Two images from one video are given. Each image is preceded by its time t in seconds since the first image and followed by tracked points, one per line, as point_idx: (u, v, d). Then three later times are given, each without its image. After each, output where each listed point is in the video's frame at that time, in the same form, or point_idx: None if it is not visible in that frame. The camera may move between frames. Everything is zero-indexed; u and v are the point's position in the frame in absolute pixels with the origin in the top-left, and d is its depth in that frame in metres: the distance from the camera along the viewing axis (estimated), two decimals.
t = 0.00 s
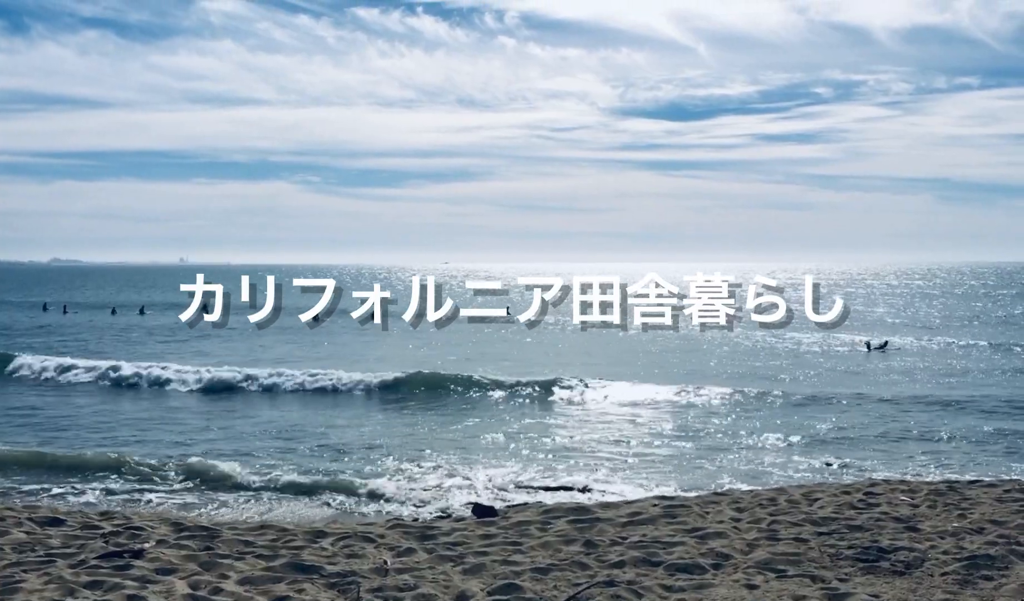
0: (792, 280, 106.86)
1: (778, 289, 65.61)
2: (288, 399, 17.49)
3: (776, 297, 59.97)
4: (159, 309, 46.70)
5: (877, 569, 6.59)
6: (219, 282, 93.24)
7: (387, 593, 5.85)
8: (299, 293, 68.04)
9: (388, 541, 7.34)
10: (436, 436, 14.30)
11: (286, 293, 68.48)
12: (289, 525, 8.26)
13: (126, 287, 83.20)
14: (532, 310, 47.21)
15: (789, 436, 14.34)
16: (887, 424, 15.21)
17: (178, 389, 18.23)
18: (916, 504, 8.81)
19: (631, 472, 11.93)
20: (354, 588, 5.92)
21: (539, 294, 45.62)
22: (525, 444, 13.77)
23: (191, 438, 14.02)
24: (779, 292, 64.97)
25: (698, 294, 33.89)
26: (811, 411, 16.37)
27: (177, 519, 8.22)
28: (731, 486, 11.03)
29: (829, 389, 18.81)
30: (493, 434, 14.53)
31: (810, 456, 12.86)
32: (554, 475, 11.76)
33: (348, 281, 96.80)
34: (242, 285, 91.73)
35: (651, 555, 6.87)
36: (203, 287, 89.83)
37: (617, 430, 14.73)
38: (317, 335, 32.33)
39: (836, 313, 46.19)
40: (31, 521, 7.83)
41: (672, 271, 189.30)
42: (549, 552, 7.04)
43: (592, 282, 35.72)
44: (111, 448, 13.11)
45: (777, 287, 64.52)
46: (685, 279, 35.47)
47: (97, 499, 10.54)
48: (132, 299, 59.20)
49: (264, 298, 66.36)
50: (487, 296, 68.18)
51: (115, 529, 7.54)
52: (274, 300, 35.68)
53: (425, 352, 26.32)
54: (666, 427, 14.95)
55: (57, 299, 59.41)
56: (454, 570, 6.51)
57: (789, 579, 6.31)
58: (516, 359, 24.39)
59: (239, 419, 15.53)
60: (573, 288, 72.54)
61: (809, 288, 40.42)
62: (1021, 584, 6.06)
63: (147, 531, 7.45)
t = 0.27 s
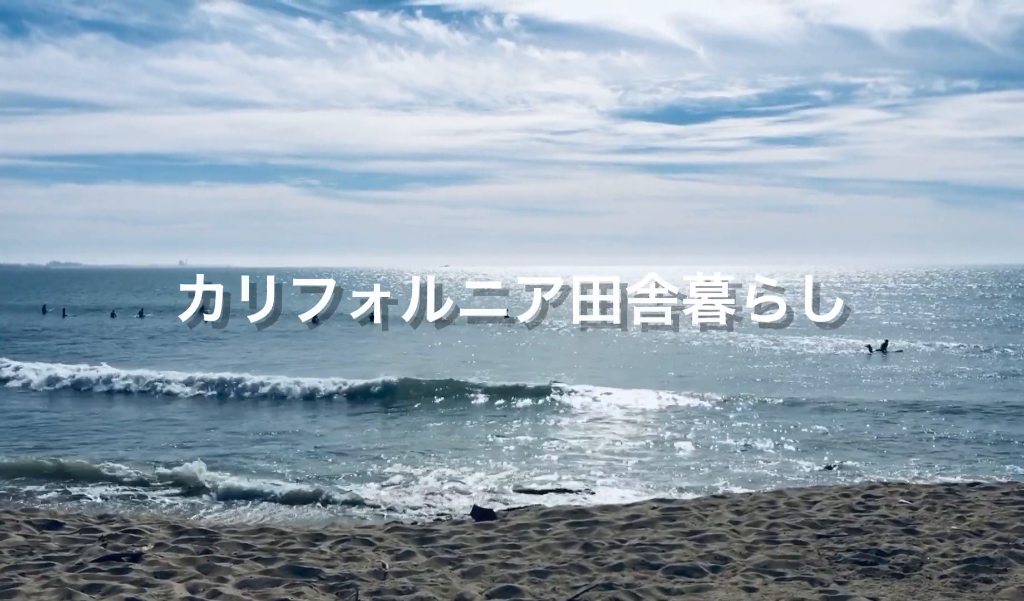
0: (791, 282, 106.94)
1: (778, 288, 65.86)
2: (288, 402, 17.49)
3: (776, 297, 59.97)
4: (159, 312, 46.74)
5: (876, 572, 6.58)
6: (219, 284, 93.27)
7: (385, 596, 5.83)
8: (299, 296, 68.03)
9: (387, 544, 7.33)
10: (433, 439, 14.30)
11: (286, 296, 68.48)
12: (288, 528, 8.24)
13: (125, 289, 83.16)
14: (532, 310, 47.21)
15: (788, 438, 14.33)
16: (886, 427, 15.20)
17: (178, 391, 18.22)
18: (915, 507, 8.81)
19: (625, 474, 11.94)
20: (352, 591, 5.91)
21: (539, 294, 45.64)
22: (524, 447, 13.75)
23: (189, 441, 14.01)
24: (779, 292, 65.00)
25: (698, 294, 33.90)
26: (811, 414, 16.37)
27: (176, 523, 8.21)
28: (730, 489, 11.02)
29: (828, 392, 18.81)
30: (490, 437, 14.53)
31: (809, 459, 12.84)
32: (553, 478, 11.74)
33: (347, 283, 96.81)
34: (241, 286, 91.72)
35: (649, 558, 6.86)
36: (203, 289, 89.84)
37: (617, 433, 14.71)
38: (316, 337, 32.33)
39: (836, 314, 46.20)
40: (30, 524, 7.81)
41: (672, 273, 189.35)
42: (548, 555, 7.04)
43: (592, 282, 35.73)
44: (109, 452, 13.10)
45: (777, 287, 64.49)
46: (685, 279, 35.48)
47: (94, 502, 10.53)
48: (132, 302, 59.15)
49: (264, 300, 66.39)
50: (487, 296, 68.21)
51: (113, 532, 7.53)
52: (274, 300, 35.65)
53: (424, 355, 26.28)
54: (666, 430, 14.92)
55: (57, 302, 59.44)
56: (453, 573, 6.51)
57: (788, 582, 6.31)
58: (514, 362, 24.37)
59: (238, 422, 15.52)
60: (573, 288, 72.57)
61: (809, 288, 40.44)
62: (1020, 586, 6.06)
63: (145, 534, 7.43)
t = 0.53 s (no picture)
0: (791, 282, 107.04)
1: (778, 288, 65.92)
2: (286, 404, 17.47)
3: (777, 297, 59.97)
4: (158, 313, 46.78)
5: (873, 574, 6.59)
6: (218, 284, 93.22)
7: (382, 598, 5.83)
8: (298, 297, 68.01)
9: (385, 546, 7.33)
10: (430, 441, 14.29)
11: (286, 297, 68.46)
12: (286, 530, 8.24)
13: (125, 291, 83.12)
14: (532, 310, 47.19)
15: (787, 441, 14.32)
16: (885, 429, 15.20)
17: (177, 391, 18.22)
18: (913, 510, 8.82)
19: (621, 476, 11.94)
20: (349, 593, 5.90)
21: (539, 294, 45.64)
22: (522, 450, 13.73)
23: (185, 442, 13.99)
24: (779, 292, 65.07)
25: (698, 294, 33.92)
26: (810, 416, 16.36)
27: (174, 524, 8.20)
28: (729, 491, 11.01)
29: (828, 394, 18.79)
30: (488, 439, 14.54)
31: (806, 461, 12.87)
32: (551, 480, 11.73)
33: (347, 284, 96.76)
34: (240, 287, 91.66)
35: (647, 560, 6.86)
36: (203, 291, 89.79)
37: (616, 435, 14.68)
38: (316, 338, 32.31)
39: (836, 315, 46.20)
40: (27, 526, 7.79)
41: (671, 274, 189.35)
42: (546, 557, 7.04)
43: (592, 282, 35.74)
44: (108, 453, 13.10)
45: (777, 288, 64.48)
46: (685, 279, 35.49)
47: (91, 503, 10.52)
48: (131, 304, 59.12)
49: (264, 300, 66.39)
50: (487, 296, 68.20)
51: (111, 534, 7.53)
52: (274, 300, 35.62)
53: (422, 357, 26.27)
54: (664, 432, 14.90)
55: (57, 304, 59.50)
56: (451, 575, 6.51)
57: (786, 584, 6.31)
58: (513, 364, 24.36)
59: (237, 424, 15.51)
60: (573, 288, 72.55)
61: (809, 289, 40.46)
62: (1017, 589, 6.06)
63: (143, 536, 7.42)
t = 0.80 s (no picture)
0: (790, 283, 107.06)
1: (778, 288, 65.91)
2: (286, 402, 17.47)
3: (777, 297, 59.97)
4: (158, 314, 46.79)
5: (872, 575, 6.59)
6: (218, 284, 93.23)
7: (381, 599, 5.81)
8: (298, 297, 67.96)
9: (383, 548, 7.31)
10: (426, 443, 14.27)
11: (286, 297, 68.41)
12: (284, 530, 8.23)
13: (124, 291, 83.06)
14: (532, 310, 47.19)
15: (786, 442, 14.33)
16: (884, 430, 15.22)
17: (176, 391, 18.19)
18: (912, 511, 8.82)
19: (618, 477, 11.93)
20: (348, 595, 5.89)
21: (539, 294, 45.64)
22: (519, 451, 13.73)
23: (184, 442, 14.00)
24: (779, 292, 65.06)
25: (698, 294, 33.92)
26: (808, 418, 16.37)
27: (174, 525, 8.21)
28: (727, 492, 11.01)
29: (826, 396, 18.83)
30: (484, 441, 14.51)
31: (804, 462, 12.88)
32: (550, 481, 11.73)
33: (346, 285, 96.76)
34: (239, 287, 91.58)
35: (646, 561, 6.86)
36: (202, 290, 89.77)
37: (614, 436, 14.70)
38: (316, 339, 32.29)
39: (836, 316, 46.23)
40: (25, 527, 7.79)
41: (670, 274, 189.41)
42: (544, 559, 7.03)
43: (592, 282, 35.73)
44: (106, 452, 13.10)
45: (777, 289, 64.55)
46: (685, 279, 35.50)
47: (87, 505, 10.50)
48: (131, 305, 59.06)
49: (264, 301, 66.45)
50: (487, 296, 68.27)
51: (109, 535, 7.52)
52: (274, 300, 35.59)
53: (421, 358, 26.25)
54: (663, 433, 14.93)
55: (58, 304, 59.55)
56: (449, 576, 6.50)
57: (784, 586, 6.31)
58: (511, 365, 24.34)
59: (234, 425, 15.50)
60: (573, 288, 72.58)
61: (809, 289, 40.45)
62: (1015, 590, 6.07)
63: (141, 537, 7.42)
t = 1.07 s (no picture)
0: (790, 283, 107.04)
1: (778, 287, 65.90)
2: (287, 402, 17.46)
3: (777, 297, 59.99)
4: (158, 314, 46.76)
5: (872, 575, 6.60)
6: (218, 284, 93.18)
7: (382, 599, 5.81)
8: (297, 297, 67.92)
9: (384, 547, 7.32)
10: (426, 443, 14.25)
11: (285, 297, 68.37)
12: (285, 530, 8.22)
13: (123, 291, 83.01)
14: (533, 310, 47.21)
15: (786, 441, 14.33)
16: (885, 430, 15.22)
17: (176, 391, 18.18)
18: (912, 510, 8.82)
19: (618, 477, 11.90)
20: (348, 595, 5.89)
21: (538, 294, 45.61)
22: (520, 451, 13.70)
23: (184, 442, 13.99)
24: (779, 292, 65.08)
25: (698, 294, 33.90)
26: (809, 417, 16.36)
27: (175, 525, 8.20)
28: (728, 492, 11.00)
29: (828, 395, 18.82)
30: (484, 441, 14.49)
31: (804, 462, 12.86)
32: (551, 481, 11.71)
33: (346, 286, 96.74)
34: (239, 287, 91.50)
35: (647, 561, 6.86)
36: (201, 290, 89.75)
37: (614, 436, 14.68)
38: (315, 339, 32.26)
39: (836, 316, 46.24)
40: (25, 527, 7.78)
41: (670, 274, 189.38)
42: (545, 558, 7.03)
43: (592, 282, 35.70)
44: (107, 452, 13.08)
45: (777, 289, 64.60)
46: (685, 279, 35.52)
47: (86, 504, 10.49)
48: (130, 305, 59.03)
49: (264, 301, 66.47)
50: (487, 296, 68.29)
51: (110, 535, 7.52)
52: (273, 300, 35.56)
53: (420, 358, 26.21)
54: (664, 432, 14.92)
55: (59, 304, 59.55)
56: (449, 576, 6.50)
57: (784, 585, 6.31)
58: (510, 365, 24.31)
59: (234, 425, 15.48)
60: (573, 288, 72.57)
61: (809, 289, 40.47)
62: (1016, 590, 6.06)
63: (142, 537, 7.41)
